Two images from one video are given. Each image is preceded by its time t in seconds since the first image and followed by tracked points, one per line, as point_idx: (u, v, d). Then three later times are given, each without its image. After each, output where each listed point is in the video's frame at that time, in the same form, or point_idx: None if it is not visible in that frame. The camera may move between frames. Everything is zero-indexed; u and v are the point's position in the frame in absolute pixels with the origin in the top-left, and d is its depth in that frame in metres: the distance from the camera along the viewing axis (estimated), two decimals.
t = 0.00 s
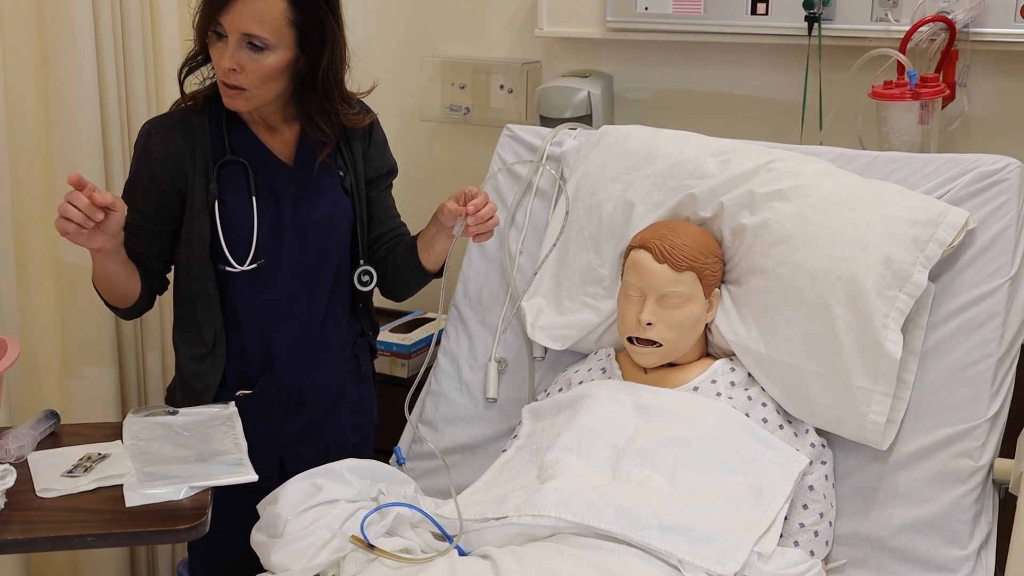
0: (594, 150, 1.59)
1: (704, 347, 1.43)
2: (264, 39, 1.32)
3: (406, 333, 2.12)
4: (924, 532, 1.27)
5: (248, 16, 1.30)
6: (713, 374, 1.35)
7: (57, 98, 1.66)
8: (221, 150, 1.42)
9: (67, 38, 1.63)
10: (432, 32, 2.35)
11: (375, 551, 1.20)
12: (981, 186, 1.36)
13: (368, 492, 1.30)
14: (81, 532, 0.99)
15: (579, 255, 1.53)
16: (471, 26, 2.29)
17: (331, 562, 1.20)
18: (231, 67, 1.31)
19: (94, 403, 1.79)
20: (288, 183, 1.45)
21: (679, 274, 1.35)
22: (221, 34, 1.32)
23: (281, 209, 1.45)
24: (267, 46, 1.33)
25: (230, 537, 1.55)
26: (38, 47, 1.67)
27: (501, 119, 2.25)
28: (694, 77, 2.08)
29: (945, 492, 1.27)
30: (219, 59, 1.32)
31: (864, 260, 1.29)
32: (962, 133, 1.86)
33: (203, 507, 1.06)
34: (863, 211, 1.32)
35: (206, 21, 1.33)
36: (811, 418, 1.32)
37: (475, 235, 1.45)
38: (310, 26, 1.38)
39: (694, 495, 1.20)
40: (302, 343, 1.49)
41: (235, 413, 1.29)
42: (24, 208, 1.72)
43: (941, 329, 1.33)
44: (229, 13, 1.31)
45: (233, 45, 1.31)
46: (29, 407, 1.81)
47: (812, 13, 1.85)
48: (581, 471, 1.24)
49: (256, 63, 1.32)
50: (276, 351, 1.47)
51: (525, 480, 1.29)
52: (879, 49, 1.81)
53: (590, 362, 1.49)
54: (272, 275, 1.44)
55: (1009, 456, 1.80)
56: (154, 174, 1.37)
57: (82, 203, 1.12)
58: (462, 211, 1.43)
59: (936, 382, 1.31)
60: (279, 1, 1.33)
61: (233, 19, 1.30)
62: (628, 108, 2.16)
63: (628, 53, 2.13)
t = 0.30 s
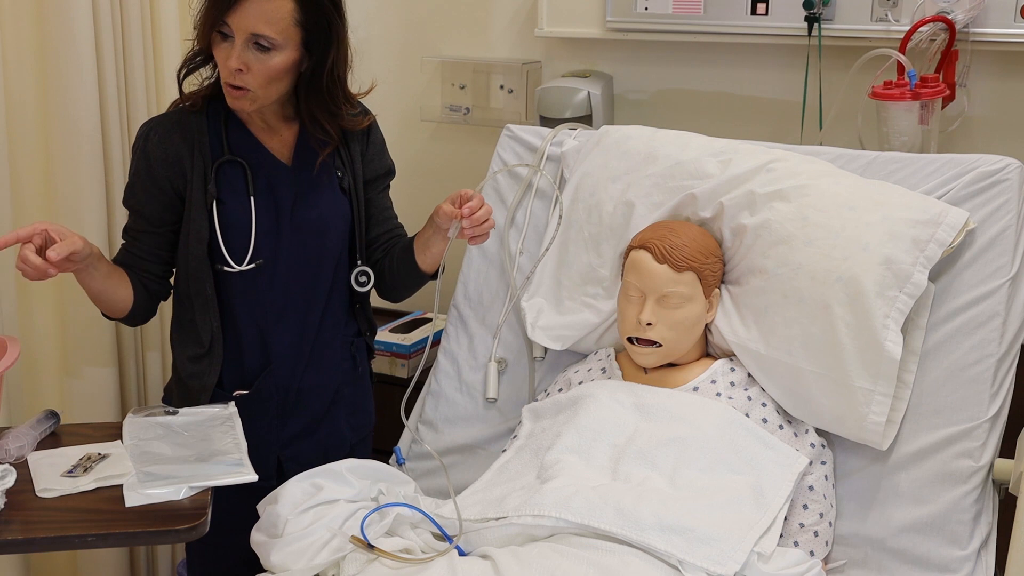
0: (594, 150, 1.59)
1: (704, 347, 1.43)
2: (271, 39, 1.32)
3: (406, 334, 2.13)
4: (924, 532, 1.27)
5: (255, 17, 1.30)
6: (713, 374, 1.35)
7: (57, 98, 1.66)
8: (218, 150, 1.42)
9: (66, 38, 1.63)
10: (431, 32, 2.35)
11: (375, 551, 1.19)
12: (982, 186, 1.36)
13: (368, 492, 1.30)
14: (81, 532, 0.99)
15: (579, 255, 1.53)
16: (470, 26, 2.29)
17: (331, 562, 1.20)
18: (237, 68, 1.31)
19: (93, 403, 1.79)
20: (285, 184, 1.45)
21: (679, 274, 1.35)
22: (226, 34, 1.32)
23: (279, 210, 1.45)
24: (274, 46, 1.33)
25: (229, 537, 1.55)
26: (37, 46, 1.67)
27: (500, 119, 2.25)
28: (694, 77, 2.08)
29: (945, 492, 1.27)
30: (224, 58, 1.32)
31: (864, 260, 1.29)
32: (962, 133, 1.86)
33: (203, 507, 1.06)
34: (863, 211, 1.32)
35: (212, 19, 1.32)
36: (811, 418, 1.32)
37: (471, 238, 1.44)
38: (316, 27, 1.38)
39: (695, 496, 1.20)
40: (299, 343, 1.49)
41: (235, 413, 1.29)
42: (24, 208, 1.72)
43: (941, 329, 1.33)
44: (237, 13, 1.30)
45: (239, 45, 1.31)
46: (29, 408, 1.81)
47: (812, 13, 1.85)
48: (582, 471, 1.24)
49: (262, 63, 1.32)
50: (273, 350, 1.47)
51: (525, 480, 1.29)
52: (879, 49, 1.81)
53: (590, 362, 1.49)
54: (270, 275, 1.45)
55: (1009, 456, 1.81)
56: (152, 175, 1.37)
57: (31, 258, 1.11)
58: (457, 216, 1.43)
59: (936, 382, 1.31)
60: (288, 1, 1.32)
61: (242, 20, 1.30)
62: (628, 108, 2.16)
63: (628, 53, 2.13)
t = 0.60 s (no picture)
0: (595, 150, 1.59)
1: (704, 348, 1.43)
2: (307, 33, 1.34)
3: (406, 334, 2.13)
4: (924, 532, 1.27)
5: (298, 16, 1.31)
6: (712, 374, 1.35)
7: (57, 97, 1.66)
8: (213, 151, 1.41)
9: (66, 37, 1.63)
10: (431, 32, 2.35)
11: (375, 551, 1.19)
12: (982, 187, 1.36)
13: (368, 492, 1.30)
14: (80, 532, 0.99)
15: (579, 255, 1.53)
16: (470, 26, 2.29)
17: (331, 562, 1.20)
18: (293, 70, 1.32)
19: (93, 403, 1.79)
20: (281, 182, 1.45)
21: (679, 274, 1.35)
22: (270, 40, 1.30)
23: (275, 209, 1.45)
24: (308, 39, 1.35)
25: (229, 538, 1.55)
26: (37, 45, 1.67)
27: (501, 120, 2.25)
28: (694, 78, 2.08)
29: (945, 492, 1.27)
30: (276, 67, 1.31)
31: (864, 261, 1.29)
32: (962, 133, 1.86)
33: (203, 507, 1.06)
34: (863, 211, 1.32)
35: (247, 37, 1.28)
36: (811, 419, 1.32)
37: (461, 246, 1.45)
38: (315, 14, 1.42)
39: (695, 496, 1.20)
40: (295, 342, 1.49)
41: (235, 413, 1.29)
42: (24, 209, 1.73)
43: (940, 330, 1.33)
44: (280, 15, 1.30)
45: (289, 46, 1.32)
46: (29, 408, 1.81)
47: (812, 13, 1.85)
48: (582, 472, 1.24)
49: (304, 59, 1.35)
50: (269, 349, 1.47)
51: (525, 480, 1.29)
52: (879, 49, 1.81)
53: (590, 363, 1.49)
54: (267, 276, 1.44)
55: (1009, 456, 1.80)
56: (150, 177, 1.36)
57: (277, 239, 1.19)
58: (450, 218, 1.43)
59: (936, 382, 1.31)
60: None
61: (286, 24, 1.30)
62: (628, 108, 2.16)
63: (627, 54, 2.13)
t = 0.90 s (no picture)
0: (594, 150, 1.59)
1: (704, 348, 1.43)
2: (305, 26, 1.35)
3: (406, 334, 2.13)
4: (924, 532, 1.27)
5: (299, 11, 1.32)
6: (712, 374, 1.35)
7: (58, 97, 1.66)
8: (219, 154, 1.40)
9: (66, 37, 1.63)
10: (431, 33, 2.35)
11: (375, 552, 1.19)
12: (982, 187, 1.36)
13: (368, 493, 1.30)
14: (80, 532, 0.99)
15: (579, 255, 1.53)
16: (471, 26, 2.29)
17: (331, 562, 1.20)
18: (300, 64, 1.33)
19: (94, 403, 1.79)
20: (286, 181, 1.45)
21: (679, 274, 1.35)
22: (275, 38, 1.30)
23: (282, 206, 1.45)
24: (305, 31, 1.36)
25: (229, 538, 1.55)
26: (37, 45, 1.67)
27: (501, 120, 2.26)
28: (694, 78, 2.08)
29: (946, 492, 1.27)
30: (283, 63, 1.32)
31: (863, 260, 1.29)
32: (962, 134, 1.86)
33: (203, 507, 1.06)
34: (863, 211, 1.32)
35: (255, 37, 1.28)
36: (811, 419, 1.32)
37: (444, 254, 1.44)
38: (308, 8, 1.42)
39: (695, 496, 1.20)
40: (306, 339, 1.50)
41: (235, 413, 1.29)
42: (24, 209, 1.73)
43: (940, 330, 1.33)
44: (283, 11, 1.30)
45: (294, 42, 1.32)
46: (29, 408, 1.81)
47: (812, 13, 1.85)
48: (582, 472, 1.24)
49: (304, 52, 1.36)
50: (280, 351, 1.47)
51: (525, 480, 1.29)
52: (879, 49, 1.81)
53: (590, 363, 1.49)
54: (281, 273, 1.46)
55: (1009, 456, 1.80)
56: (173, 181, 1.34)
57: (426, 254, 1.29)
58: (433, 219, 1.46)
59: (936, 382, 1.31)
60: None
61: (291, 20, 1.30)
62: (628, 108, 2.16)
63: (628, 54, 2.13)
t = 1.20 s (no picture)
0: (594, 150, 1.59)
1: (704, 348, 1.43)
2: (303, 26, 1.35)
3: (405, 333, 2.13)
4: (924, 532, 1.27)
5: (298, 11, 1.32)
6: (712, 374, 1.35)
7: (57, 96, 1.66)
8: (220, 158, 1.40)
9: (65, 36, 1.63)
10: (431, 33, 2.35)
11: (375, 552, 1.19)
12: (982, 186, 1.36)
13: (368, 492, 1.30)
14: (80, 532, 0.99)
15: (579, 255, 1.53)
16: (471, 26, 2.29)
17: (331, 562, 1.20)
18: (298, 63, 1.34)
19: (94, 403, 1.79)
20: (287, 181, 1.45)
21: (679, 274, 1.35)
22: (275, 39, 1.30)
23: (285, 207, 1.45)
24: (303, 31, 1.36)
25: (229, 538, 1.55)
26: (37, 44, 1.67)
27: (500, 120, 2.26)
28: (695, 78, 2.08)
29: (946, 492, 1.27)
30: (282, 63, 1.32)
31: (863, 260, 1.29)
32: (962, 133, 1.86)
33: (203, 507, 1.06)
34: (863, 211, 1.32)
35: (255, 38, 1.28)
36: (811, 418, 1.32)
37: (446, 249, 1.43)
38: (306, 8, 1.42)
39: (695, 496, 1.20)
40: (312, 340, 1.51)
41: (235, 413, 1.29)
42: (25, 209, 1.73)
43: (940, 330, 1.33)
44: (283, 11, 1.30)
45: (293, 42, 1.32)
46: (29, 408, 1.81)
47: (813, 13, 1.85)
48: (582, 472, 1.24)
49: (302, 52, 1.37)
50: (289, 353, 1.48)
51: (525, 480, 1.29)
52: (880, 49, 1.81)
53: (590, 363, 1.49)
54: (284, 275, 1.46)
55: (1009, 456, 1.80)
56: (175, 188, 1.33)
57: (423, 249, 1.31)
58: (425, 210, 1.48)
59: (936, 382, 1.31)
60: None
61: (291, 20, 1.30)
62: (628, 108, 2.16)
63: (628, 54, 2.13)
